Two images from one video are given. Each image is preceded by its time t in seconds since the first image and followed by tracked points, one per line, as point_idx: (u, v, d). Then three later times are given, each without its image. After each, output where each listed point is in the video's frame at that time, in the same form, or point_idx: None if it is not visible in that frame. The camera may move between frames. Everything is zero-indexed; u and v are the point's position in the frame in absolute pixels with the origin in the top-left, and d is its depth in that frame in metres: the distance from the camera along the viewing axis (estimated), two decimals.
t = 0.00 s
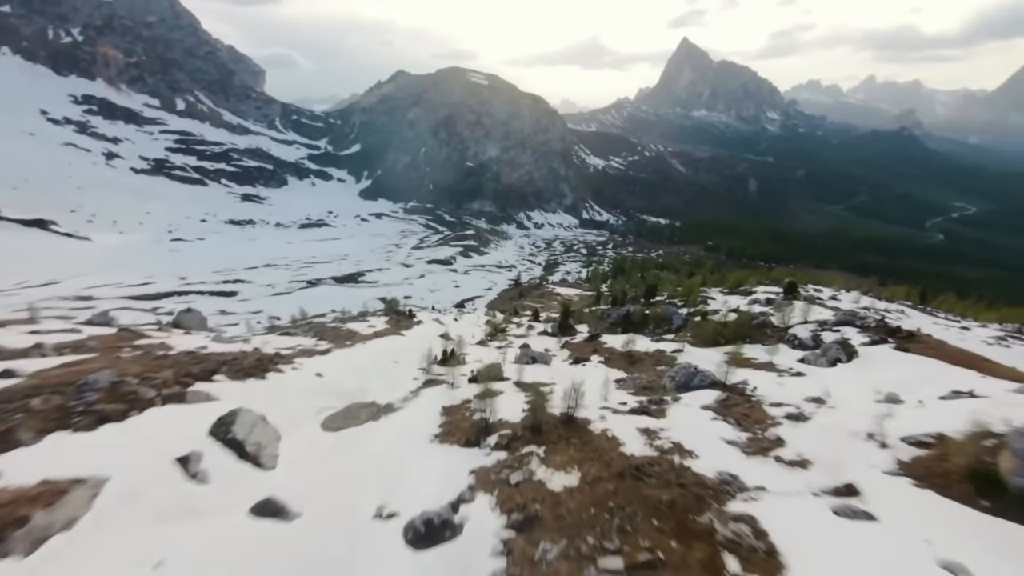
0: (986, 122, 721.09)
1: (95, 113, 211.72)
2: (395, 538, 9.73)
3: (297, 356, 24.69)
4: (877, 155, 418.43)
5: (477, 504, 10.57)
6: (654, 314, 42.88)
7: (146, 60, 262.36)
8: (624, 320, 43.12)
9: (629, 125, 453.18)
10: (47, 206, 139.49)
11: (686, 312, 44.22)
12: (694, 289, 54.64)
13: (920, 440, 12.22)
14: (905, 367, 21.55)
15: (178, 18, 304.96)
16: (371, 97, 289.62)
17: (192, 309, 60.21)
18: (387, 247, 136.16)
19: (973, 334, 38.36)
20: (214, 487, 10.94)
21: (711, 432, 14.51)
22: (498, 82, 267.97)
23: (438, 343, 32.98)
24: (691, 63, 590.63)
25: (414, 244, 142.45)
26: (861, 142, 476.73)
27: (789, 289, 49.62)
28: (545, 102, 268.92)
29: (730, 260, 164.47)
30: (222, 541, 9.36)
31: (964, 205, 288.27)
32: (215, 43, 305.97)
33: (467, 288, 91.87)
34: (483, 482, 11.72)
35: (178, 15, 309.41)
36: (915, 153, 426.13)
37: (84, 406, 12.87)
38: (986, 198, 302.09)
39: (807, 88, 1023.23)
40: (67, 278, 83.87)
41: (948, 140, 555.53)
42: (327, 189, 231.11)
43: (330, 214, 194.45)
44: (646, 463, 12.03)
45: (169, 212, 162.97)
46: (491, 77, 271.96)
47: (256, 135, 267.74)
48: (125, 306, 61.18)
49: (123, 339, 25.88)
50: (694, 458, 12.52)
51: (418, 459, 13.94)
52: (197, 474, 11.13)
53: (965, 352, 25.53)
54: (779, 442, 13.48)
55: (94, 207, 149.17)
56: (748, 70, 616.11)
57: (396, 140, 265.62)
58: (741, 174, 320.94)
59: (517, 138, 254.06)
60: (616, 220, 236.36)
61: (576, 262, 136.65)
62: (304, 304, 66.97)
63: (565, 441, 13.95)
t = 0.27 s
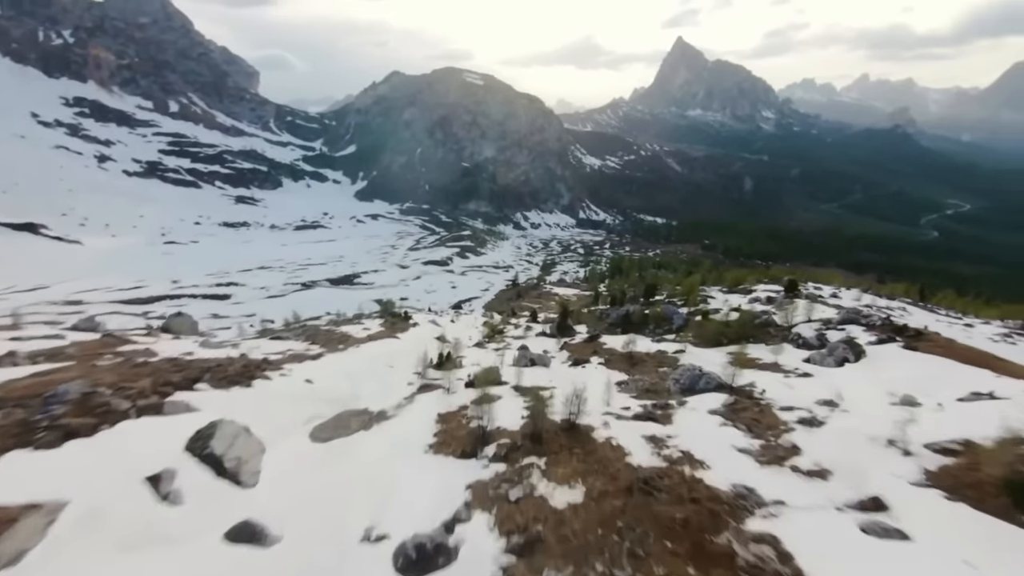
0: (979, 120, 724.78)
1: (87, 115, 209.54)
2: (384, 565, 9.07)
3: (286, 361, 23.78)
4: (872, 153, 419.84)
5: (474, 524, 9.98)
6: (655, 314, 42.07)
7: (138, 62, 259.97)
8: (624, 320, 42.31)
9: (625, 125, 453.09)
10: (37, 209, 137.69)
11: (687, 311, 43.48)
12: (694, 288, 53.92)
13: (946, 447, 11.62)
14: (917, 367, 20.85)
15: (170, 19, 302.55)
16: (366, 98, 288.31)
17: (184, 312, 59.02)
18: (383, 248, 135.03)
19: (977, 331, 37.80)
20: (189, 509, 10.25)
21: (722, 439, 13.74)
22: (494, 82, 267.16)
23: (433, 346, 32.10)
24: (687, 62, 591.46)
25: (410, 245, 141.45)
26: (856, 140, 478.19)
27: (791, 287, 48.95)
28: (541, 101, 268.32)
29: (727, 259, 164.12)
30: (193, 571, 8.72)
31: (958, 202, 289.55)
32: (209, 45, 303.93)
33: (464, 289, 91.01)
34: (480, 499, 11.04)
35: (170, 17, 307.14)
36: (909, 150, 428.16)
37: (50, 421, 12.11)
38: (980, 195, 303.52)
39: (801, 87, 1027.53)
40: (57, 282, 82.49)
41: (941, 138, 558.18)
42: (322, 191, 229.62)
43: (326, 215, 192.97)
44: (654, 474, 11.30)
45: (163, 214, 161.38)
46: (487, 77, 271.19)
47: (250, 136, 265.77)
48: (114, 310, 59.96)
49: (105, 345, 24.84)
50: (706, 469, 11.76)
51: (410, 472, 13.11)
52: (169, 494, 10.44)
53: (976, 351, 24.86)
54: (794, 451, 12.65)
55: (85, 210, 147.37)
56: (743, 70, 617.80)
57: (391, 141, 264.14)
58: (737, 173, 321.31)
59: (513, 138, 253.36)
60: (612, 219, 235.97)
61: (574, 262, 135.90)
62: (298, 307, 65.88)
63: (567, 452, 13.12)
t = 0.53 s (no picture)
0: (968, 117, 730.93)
1: (74, 119, 206.30)
2: None
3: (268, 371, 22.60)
4: (863, 150, 422.19)
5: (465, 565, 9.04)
6: (655, 314, 40.97)
7: (127, 65, 256.46)
8: (623, 321, 41.22)
9: (619, 124, 453.09)
10: (23, 215, 134.96)
11: (688, 310, 42.43)
12: (694, 287, 52.84)
13: (993, 461, 10.75)
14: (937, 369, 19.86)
15: (159, 21, 298.87)
16: (359, 100, 286.25)
17: (171, 318, 57.35)
18: (377, 250, 133.41)
19: (985, 327, 36.95)
20: (138, 552, 9.28)
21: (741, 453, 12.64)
22: (488, 82, 266.02)
23: (427, 351, 30.83)
24: (679, 62, 593.21)
25: (404, 246, 139.95)
26: (848, 137, 480.79)
27: (792, 285, 48.02)
28: (534, 101, 267.56)
29: (723, 257, 163.62)
30: None
31: (950, 198, 291.44)
32: (198, 47, 300.47)
33: (459, 291, 89.67)
34: (476, 531, 10.16)
35: (159, 19, 303.52)
36: (900, 147, 431.01)
37: None
38: (971, 191, 305.72)
39: (792, 86, 1034.11)
40: (42, 289, 80.39)
41: (932, 134, 562.24)
42: (315, 193, 227.51)
43: (319, 218, 190.91)
44: (669, 498, 10.35)
45: (152, 218, 158.85)
46: (480, 78, 270.04)
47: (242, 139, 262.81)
48: (100, 317, 58.23)
49: (74, 356, 23.29)
50: (726, 488, 10.79)
51: (396, 495, 12.16)
52: (117, 534, 9.48)
53: (992, 348, 23.96)
54: (821, 465, 11.57)
55: (73, 215, 144.65)
56: (735, 69, 620.40)
57: (385, 142, 262.14)
58: (730, 172, 321.96)
59: (507, 138, 252.25)
60: (607, 219, 235.51)
61: (570, 261, 134.98)
62: (289, 311, 64.35)
63: (571, 469, 12.10)
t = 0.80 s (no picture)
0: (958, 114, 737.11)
1: (62, 124, 203.35)
2: None
3: (249, 381, 21.34)
4: (856, 148, 424.46)
5: None
6: (656, 315, 39.75)
7: (115, 69, 253.28)
8: (622, 322, 39.96)
9: (613, 125, 453.32)
10: (9, 222, 132.33)
11: (688, 311, 41.26)
12: (694, 286, 51.70)
13: None
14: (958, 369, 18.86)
15: (148, 24, 295.61)
16: (352, 102, 284.28)
17: (158, 326, 55.61)
18: (372, 253, 131.86)
19: (993, 323, 36.09)
20: None
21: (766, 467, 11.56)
22: (481, 83, 264.95)
23: (420, 356, 29.53)
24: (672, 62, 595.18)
25: (399, 249, 138.47)
26: (840, 135, 483.27)
27: (795, 283, 46.97)
28: (528, 102, 266.76)
29: (719, 256, 163.07)
30: None
31: (942, 195, 293.23)
32: (189, 50, 297.58)
33: (454, 293, 88.26)
34: (471, 569, 8.97)
35: (148, 22, 300.41)
36: (892, 145, 433.70)
37: None
38: (962, 187, 307.90)
39: (784, 85, 1040.57)
40: (26, 296, 78.27)
41: (922, 132, 566.52)
42: (308, 196, 225.44)
43: (312, 221, 188.91)
44: (690, 530, 9.27)
45: (142, 223, 156.40)
46: (473, 79, 268.99)
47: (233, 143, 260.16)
48: (84, 325, 56.44)
49: (41, 368, 21.83)
50: (753, 512, 9.72)
51: (381, 522, 10.97)
52: None
53: (1010, 346, 22.99)
54: (856, 482, 10.52)
55: (60, 221, 141.97)
56: (728, 69, 623.40)
57: (378, 144, 260.27)
58: (724, 171, 322.69)
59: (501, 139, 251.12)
60: (603, 219, 235.07)
61: (566, 262, 134.00)
62: (280, 316, 62.74)
63: (577, 492, 11.02)
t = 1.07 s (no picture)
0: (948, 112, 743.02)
1: (50, 128, 200.30)
2: None
3: (227, 397, 20.39)
4: (848, 146, 426.71)
5: None
6: (657, 315, 38.61)
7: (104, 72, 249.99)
8: (622, 322, 38.67)
9: (607, 125, 453.21)
10: None
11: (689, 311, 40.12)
12: (693, 285, 50.68)
13: None
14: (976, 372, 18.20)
15: (137, 27, 292.15)
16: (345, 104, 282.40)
17: (145, 333, 54.05)
18: (366, 256, 130.33)
19: (1000, 319, 35.37)
20: None
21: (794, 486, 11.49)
22: (475, 85, 264.00)
23: (413, 362, 28.30)
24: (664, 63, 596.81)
25: (393, 251, 137.07)
26: (833, 134, 485.87)
27: (797, 281, 45.99)
28: (522, 103, 266.06)
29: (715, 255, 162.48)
30: None
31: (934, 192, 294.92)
32: (178, 53, 294.25)
33: (450, 295, 86.96)
34: None
35: (137, 25, 296.86)
36: (884, 142, 436.22)
37: None
38: (954, 184, 310.11)
39: (775, 86, 1046.58)
40: (9, 304, 76.19)
41: (913, 130, 570.23)
42: (302, 199, 223.46)
43: (306, 224, 186.98)
44: (720, 571, 9.25)
45: (132, 228, 154.10)
46: (467, 80, 267.91)
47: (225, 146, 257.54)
48: (68, 333, 54.77)
49: (8, 382, 20.58)
50: (788, 543, 9.86)
51: (367, 557, 10.01)
52: None
53: None
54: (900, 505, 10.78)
55: (47, 226, 139.35)
56: (720, 69, 625.74)
57: (371, 146, 258.47)
58: (718, 170, 323.29)
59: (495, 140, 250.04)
60: (598, 219, 234.73)
61: (562, 263, 133.11)
62: (271, 321, 61.29)
63: (587, 520, 10.82)
